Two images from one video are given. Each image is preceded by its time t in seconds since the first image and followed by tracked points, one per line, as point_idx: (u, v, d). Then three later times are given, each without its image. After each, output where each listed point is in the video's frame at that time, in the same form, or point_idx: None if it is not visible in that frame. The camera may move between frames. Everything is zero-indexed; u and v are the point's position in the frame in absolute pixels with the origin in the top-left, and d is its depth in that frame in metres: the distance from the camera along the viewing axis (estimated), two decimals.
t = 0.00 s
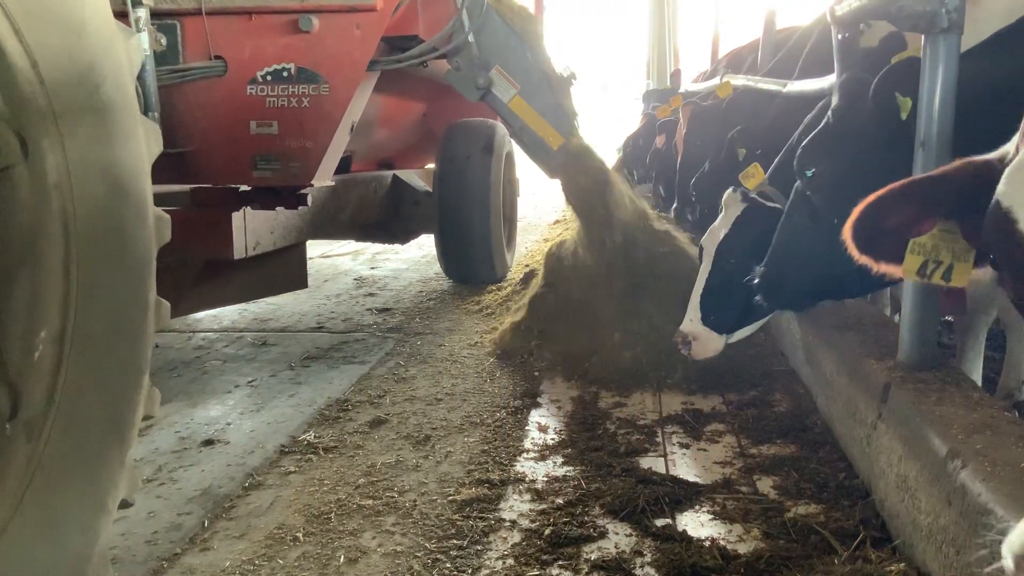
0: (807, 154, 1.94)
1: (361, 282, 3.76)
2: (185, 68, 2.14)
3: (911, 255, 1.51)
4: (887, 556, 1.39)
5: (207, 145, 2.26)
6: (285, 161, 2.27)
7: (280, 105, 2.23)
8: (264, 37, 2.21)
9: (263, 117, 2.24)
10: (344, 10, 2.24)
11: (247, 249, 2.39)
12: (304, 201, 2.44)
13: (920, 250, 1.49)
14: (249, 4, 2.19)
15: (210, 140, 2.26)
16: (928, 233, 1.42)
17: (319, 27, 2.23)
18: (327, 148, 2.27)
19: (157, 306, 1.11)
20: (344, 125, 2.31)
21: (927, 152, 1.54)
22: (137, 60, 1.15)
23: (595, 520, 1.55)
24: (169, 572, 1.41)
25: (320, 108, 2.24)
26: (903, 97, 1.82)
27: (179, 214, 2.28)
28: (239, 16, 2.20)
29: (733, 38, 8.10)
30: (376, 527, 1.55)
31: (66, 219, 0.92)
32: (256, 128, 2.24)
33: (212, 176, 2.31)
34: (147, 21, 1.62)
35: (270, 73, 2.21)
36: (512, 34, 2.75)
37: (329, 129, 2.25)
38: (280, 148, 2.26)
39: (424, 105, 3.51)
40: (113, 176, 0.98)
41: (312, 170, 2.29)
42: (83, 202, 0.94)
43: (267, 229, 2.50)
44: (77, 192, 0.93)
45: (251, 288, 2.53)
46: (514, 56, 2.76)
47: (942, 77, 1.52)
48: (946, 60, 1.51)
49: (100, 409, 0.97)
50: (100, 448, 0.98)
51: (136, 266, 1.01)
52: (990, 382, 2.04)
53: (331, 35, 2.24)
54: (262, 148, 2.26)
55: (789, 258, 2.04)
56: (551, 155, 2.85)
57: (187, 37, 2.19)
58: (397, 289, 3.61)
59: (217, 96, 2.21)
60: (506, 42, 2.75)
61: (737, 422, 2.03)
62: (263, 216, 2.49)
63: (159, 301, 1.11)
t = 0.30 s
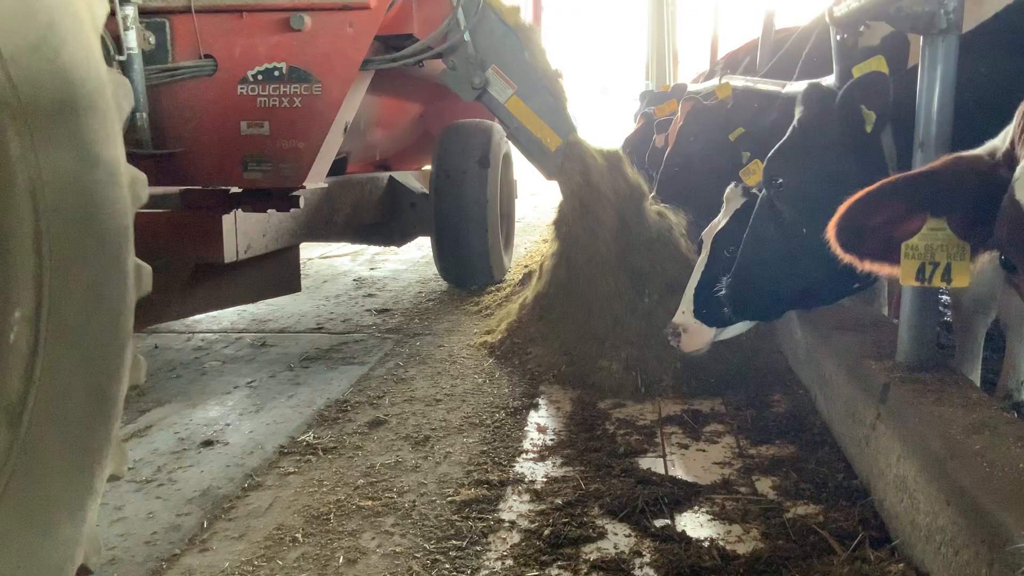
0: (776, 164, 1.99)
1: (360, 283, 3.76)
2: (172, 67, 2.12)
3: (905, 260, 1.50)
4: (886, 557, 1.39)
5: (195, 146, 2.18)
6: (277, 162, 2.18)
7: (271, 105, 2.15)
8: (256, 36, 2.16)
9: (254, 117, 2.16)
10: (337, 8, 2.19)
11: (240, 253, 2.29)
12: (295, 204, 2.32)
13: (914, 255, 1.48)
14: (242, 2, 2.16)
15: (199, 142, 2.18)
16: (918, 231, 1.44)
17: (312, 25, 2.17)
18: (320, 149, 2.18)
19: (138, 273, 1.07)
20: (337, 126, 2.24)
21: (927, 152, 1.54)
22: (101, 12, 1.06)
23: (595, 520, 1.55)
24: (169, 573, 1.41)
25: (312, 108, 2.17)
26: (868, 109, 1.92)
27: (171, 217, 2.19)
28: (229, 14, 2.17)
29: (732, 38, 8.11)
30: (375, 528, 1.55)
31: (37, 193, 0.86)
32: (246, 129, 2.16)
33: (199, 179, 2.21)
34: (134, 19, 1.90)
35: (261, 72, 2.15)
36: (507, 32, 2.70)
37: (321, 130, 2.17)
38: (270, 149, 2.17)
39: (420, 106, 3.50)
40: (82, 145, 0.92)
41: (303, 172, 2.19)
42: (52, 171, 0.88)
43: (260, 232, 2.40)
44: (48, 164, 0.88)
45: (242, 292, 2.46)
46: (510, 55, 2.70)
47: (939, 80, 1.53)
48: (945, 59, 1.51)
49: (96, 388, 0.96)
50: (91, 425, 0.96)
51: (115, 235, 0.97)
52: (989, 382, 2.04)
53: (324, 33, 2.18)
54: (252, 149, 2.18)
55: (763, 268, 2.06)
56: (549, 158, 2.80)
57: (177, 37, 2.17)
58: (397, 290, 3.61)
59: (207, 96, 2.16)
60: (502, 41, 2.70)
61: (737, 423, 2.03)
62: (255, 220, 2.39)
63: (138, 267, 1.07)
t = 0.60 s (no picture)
0: (747, 166, 1.99)
1: (360, 283, 3.76)
2: (146, 65, 2.09)
3: (895, 231, 1.53)
4: (885, 557, 1.39)
5: (175, 148, 2.17)
6: (257, 163, 2.16)
7: (250, 104, 2.11)
8: (234, 31, 2.12)
9: (233, 117, 2.13)
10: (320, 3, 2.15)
11: (220, 259, 2.28)
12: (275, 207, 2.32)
13: (904, 224, 1.52)
14: None
15: (178, 143, 2.16)
16: (909, 199, 1.51)
17: (293, 20, 2.13)
18: (303, 149, 2.15)
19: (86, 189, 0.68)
20: (320, 126, 2.20)
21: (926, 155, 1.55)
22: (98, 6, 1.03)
23: (595, 520, 1.55)
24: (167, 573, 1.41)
25: (293, 107, 2.13)
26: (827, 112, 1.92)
27: (148, 222, 2.19)
28: (207, 9, 2.14)
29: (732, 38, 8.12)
30: (375, 528, 1.54)
31: None
32: (225, 129, 2.13)
33: (177, 181, 2.20)
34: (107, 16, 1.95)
35: (241, 70, 2.12)
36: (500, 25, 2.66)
37: (302, 130, 2.13)
38: (251, 150, 2.14)
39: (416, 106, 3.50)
40: None
41: (286, 173, 2.17)
42: None
43: (243, 237, 2.38)
44: None
45: (225, 298, 2.44)
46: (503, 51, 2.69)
47: (940, 81, 1.52)
48: (945, 59, 1.51)
49: (56, 364, 0.61)
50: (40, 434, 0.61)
51: None
52: (991, 382, 2.04)
53: (305, 29, 2.14)
54: (232, 150, 2.15)
55: (741, 271, 2.07)
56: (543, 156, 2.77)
57: (152, 33, 2.13)
58: (397, 290, 3.61)
59: (184, 95, 2.12)
60: (494, 38, 2.67)
61: (736, 423, 2.03)
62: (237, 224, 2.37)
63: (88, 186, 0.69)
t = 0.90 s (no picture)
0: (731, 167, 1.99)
1: (360, 283, 3.76)
2: (111, 59, 1.94)
3: (882, 239, 1.52)
4: (887, 557, 1.39)
5: (141, 146, 2.01)
6: (231, 164, 2.00)
7: (224, 101, 1.98)
8: (206, 23, 1.99)
9: (205, 114, 1.98)
10: None
11: (193, 265, 2.17)
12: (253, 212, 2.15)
13: (890, 233, 1.51)
14: None
15: (146, 140, 2.00)
16: (893, 208, 1.49)
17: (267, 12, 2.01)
18: (279, 149, 2.01)
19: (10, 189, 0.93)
20: (300, 124, 2.06)
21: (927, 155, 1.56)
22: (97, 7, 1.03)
23: (596, 520, 1.55)
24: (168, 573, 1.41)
25: (269, 104, 1.99)
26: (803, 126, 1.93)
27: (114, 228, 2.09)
28: None
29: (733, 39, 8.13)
30: (376, 527, 1.55)
31: None
32: (196, 127, 1.98)
33: (141, 181, 2.02)
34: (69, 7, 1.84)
35: (213, 65, 1.98)
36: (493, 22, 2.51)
37: (279, 127, 1.99)
38: (224, 149, 1.99)
39: (411, 106, 3.49)
40: None
41: (261, 174, 2.01)
42: None
43: (217, 241, 2.26)
44: None
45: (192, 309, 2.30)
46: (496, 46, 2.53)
47: (941, 82, 1.52)
48: (946, 60, 1.51)
49: None
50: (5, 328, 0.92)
51: None
52: (992, 382, 2.04)
53: (282, 21, 2.02)
54: (203, 149, 2.00)
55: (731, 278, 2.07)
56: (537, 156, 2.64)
57: (120, 27, 1.99)
58: (398, 290, 3.61)
59: (153, 92, 1.98)
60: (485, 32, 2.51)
61: (737, 423, 2.03)
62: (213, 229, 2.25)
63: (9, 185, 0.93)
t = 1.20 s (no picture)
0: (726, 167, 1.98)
1: (361, 283, 3.76)
2: (80, 55, 1.78)
3: (861, 250, 1.51)
4: (888, 557, 1.39)
5: (112, 146, 1.84)
6: (206, 167, 1.84)
7: (198, 100, 1.81)
8: (179, 16, 1.82)
9: (178, 114, 1.82)
10: None
11: (170, 274, 1.96)
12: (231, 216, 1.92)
13: (871, 244, 1.49)
14: None
15: (115, 140, 1.84)
16: (874, 217, 1.47)
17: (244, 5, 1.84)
18: (257, 152, 1.84)
19: None
20: (280, 125, 1.91)
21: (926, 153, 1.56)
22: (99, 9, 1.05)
23: (596, 520, 1.55)
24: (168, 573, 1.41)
25: (247, 104, 1.83)
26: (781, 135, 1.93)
27: (84, 231, 1.86)
28: None
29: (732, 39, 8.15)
30: (376, 528, 1.55)
31: None
32: (169, 127, 1.82)
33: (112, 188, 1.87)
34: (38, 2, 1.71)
35: (186, 61, 1.81)
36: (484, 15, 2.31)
37: (257, 129, 1.83)
38: (198, 151, 1.83)
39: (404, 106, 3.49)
40: None
41: (237, 178, 1.84)
42: None
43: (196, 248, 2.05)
44: None
45: (170, 320, 2.10)
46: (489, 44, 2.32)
47: (942, 80, 1.52)
48: (946, 60, 1.51)
49: None
50: None
51: None
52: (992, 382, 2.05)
53: (261, 15, 1.86)
54: (177, 152, 1.84)
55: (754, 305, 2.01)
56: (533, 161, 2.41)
57: (88, 18, 1.80)
58: (399, 291, 3.62)
59: (122, 89, 1.82)
60: (478, 28, 2.32)
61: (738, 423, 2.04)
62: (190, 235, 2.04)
63: None
